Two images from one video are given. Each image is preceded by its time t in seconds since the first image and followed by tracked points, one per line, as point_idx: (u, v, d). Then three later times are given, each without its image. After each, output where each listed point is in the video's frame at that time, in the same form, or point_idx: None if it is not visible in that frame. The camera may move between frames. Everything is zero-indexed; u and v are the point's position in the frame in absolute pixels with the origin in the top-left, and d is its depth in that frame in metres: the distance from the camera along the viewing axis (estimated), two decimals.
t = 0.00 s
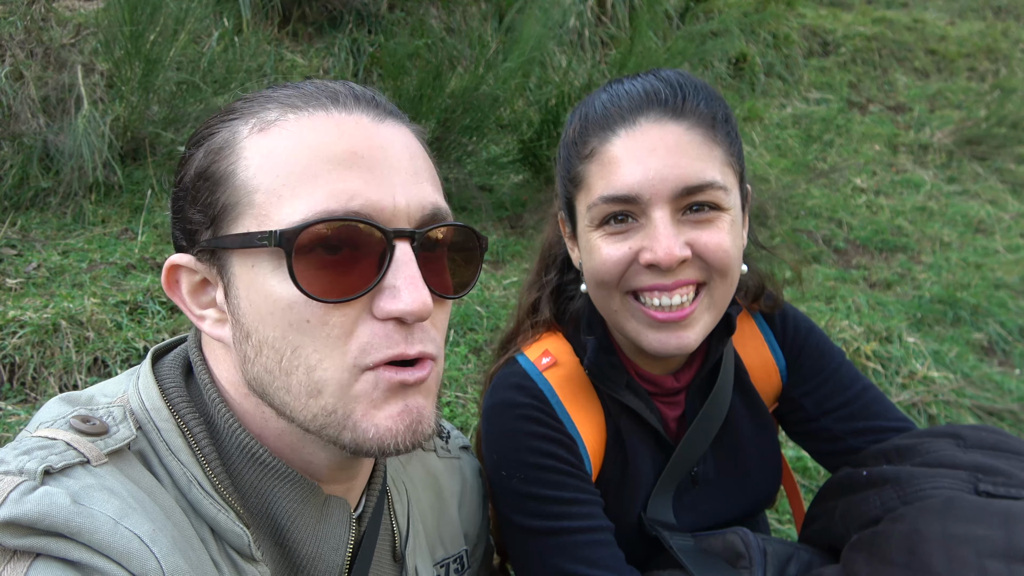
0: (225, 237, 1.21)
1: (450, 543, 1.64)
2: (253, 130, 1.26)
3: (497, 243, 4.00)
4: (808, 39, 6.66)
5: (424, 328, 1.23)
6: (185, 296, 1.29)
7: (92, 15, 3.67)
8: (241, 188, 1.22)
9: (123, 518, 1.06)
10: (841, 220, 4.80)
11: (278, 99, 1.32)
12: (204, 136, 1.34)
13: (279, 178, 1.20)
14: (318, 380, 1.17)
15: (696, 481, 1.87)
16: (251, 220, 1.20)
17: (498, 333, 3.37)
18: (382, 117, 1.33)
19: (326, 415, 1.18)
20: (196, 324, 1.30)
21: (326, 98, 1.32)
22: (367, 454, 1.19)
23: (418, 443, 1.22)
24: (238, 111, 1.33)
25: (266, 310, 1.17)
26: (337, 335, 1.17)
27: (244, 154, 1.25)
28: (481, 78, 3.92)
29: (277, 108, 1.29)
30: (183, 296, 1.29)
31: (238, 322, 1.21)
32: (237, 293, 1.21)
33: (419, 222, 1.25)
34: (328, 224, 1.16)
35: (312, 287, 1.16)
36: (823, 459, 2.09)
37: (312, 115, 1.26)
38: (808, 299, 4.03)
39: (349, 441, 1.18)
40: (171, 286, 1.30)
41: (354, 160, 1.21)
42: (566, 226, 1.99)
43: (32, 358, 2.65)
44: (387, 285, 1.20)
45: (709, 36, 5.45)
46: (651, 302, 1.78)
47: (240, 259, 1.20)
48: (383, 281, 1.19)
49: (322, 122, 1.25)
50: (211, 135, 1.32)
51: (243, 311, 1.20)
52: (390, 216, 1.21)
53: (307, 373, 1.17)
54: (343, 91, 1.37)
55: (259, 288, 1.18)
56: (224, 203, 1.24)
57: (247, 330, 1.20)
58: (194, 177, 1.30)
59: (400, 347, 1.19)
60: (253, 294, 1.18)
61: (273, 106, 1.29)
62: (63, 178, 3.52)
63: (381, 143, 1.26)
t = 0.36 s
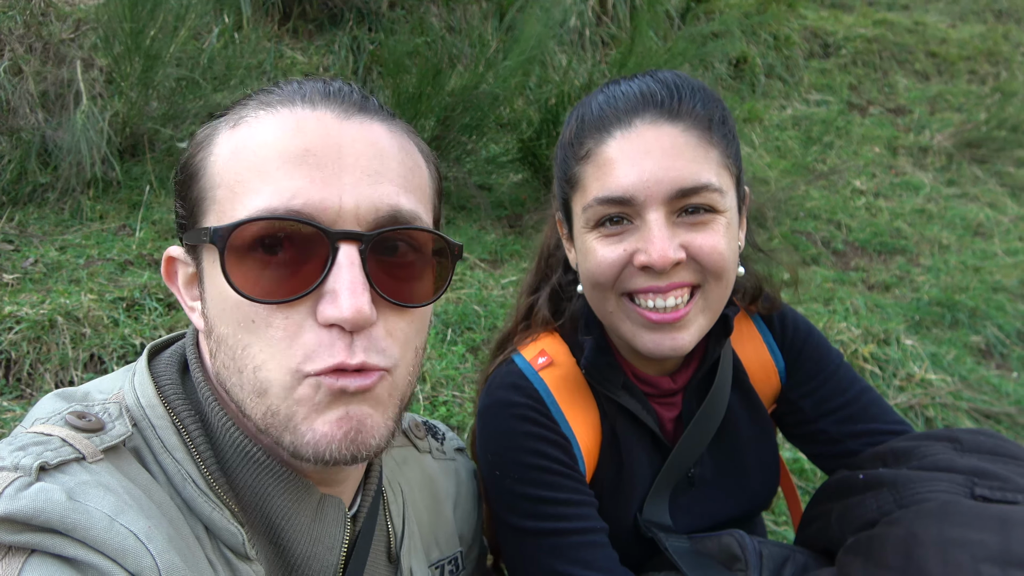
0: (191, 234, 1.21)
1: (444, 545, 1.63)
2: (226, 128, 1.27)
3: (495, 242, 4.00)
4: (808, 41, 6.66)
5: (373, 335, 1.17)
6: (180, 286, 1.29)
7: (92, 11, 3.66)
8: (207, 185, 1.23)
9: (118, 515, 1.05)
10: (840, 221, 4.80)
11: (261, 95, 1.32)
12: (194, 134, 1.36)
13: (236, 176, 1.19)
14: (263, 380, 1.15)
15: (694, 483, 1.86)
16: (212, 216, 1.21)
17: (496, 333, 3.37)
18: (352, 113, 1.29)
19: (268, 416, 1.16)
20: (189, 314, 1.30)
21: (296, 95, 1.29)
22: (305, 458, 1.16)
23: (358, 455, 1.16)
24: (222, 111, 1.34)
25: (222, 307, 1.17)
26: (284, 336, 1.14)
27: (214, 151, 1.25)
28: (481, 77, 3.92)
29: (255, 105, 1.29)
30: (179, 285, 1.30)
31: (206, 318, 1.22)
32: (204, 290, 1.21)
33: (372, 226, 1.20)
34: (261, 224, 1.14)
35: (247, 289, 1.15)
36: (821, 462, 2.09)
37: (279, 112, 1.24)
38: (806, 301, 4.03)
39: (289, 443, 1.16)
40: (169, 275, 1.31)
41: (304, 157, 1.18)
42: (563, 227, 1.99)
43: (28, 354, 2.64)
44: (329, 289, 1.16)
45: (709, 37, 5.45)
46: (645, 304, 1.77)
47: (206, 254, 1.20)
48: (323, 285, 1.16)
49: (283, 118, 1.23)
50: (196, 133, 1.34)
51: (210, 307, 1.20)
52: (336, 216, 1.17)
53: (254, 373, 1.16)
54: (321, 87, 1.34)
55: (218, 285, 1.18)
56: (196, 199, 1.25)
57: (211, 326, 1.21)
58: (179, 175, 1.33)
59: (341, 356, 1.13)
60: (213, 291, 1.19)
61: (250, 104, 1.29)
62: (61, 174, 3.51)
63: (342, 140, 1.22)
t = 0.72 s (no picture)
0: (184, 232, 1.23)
1: (444, 544, 1.64)
2: (222, 126, 1.27)
3: (495, 241, 3.99)
4: (808, 39, 6.65)
5: (360, 333, 1.18)
6: (181, 281, 1.30)
7: (91, 10, 3.66)
8: (203, 183, 1.24)
9: (118, 514, 1.05)
10: (839, 220, 4.81)
11: (258, 94, 1.32)
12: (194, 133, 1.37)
13: (230, 175, 1.20)
14: (245, 375, 1.17)
15: (694, 481, 1.86)
16: (208, 214, 1.22)
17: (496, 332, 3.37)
18: (350, 114, 1.28)
19: (258, 414, 1.17)
20: (188, 310, 1.30)
21: (295, 94, 1.29)
22: (290, 457, 1.16)
23: (346, 459, 1.16)
24: (219, 111, 1.35)
25: (212, 301, 1.19)
26: (268, 332, 1.15)
27: (210, 149, 1.25)
28: (481, 76, 3.91)
29: (251, 103, 1.29)
30: (179, 281, 1.30)
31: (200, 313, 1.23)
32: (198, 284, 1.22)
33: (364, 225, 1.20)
34: (253, 222, 1.14)
35: (241, 286, 1.15)
36: (821, 460, 2.09)
37: (273, 111, 1.24)
38: (806, 299, 4.03)
39: (274, 442, 1.17)
40: (170, 271, 1.32)
41: (297, 156, 1.18)
42: (565, 225, 1.99)
43: (28, 353, 2.64)
44: (321, 287, 1.16)
45: (709, 35, 5.44)
46: (646, 301, 1.78)
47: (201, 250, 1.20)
48: (313, 284, 1.16)
49: (277, 118, 1.23)
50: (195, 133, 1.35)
51: (203, 301, 1.21)
52: (329, 216, 1.17)
53: (239, 370, 1.17)
54: (318, 86, 1.33)
55: (208, 278, 1.19)
56: (192, 197, 1.26)
57: (203, 321, 1.22)
58: (178, 173, 1.34)
59: (325, 353, 1.15)
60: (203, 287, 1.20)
61: (246, 103, 1.30)
62: (60, 173, 3.51)
63: (335, 139, 1.21)
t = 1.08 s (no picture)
0: (204, 233, 1.20)
1: (445, 545, 1.63)
2: (243, 126, 1.25)
3: (495, 241, 3.99)
4: (807, 37, 6.64)
5: (400, 336, 1.18)
6: (180, 285, 1.28)
7: (89, 10, 3.66)
8: (225, 184, 1.21)
9: (118, 518, 1.05)
10: (839, 218, 4.80)
11: (275, 94, 1.30)
12: (203, 130, 1.33)
13: (260, 176, 1.17)
14: (279, 381, 1.14)
15: (695, 481, 1.86)
16: (232, 216, 1.19)
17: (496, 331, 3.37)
18: (375, 117, 1.28)
19: (293, 420, 1.15)
20: (189, 314, 1.29)
21: (318, 95, 1.28)
22: (327, 462, 1.16)
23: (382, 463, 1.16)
24: (232, 108, 1.32)
25: (240, 306, 1.15)
26: (306, 335, 1.14)
27: (232, 150, 1.23)
28: (480, 74, 3.90)
29: (269, 103, 1.27)
30: (179, 285, 1.29)
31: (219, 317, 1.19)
32: (216, 287, 1.20)
33: (400, 227, 1.21)
34: (298, 226, 1.13)
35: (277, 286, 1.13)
36: (822, 459, 2.09)
37: (300, 112, 1.23)
38: (806, 297, 4.03)
39: (310, 447, 1.16)
40: (168, 274, 1.29)
41: (334, 159, 1.17)
42: (564, 224, 1.99)
43: (27, 355, 2.64)
44: (361, 289, 1.16)
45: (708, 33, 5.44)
46: (648, 301, 1.77)
47: (222, 252, 1.18)
48: (355, 286, 1.16)
49: (308, 119, 1.22)
50: (207, 130, 1.31)
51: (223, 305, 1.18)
52: (368, 219, 1.17)
53: (274, 375, 1.14)
54: (339, 88, 1.33)
55: (235, 283, 1.16)
56: (212, 196, 1.22)
57: (225, 325, 1.19)
58: (188, 171, 1.30)
59: (367, 355, 1.15)
60: (230, 290, 1.17)
61: (266, 102, 1.28)
62: (59, 174, 3.50)
63: (368, 142, 1.22)
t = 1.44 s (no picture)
0: (260, 235, 1.20)
1: (445, 542, 1.63)
2: (284, 127, 1.26)
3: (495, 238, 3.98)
4: (808, 34, 6.64)
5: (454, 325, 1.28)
6: (191, 293, 1.27)
7: (89, 8, 3.65)
8: (278, 187, 1.22)
9: (118, 515, 1.05)
10: (840, 216, 4.80)
11: (305, 96, 1.31)
12: (223, 128, 1.30)
13: (322, 180, 1.20)
14: (358, 376, 1.19)
15: (697, 477, 1.86)
16: (290, 219, 1.20)
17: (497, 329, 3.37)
18: (412, 123, 1.36)
19: (371, 410, 1.21)
20: (202, 320, 1.28)
21: (357, 99, 1.33)
22: (405, 446, 1.23)
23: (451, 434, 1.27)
24: (257, 107, 1.30)
25: (304, 310, 1.18)
26: (383, 333, 1.20)
27: (278, 153, 1.24)
28: (480, 72, 3.89)
29: (305, 105, 1.29)
30: (189, 293, 1.27)
31: (269, 320, 1.21)
32: (266, 290, 1.20)
33: (449, 223, 1.30)
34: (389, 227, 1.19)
35: (362, 285, 1.17)
36: (823, 457, 2.09)
37: (348, 116, 1.27)
38: (807, 295, 4.03)
39: (388, 436, 1.22)
40: (174, 282, 1.27)
41: (396, 163, 1.23)
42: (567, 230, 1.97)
43: (28, 352, 2.64)
44: (428, 284, 1.24)
45: (709, 31, 5.44)
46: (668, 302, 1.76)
47: (273, 257, 1.20)
48: (423, 280, 1.23)
49: (359, 124, 1.26)
50: (231, 128, 1.29)
51: (276, 308, 1.20)
52: (431, 218, 1.25)
53: (352, 372, 1.19)
54: (365, 90, 1.38)
55: (295, 287, 1.18)
56: (260, 198, 1.23)
57: (279, 328, 1.20)
58: (215, 171, 1.28)
59: (439, 344, 1.23)
60: (288, 293, 1.18)
61: (302, 103, 1.29)
62: (59, 172, 3.50)
63: (417, 146, 1.29)
